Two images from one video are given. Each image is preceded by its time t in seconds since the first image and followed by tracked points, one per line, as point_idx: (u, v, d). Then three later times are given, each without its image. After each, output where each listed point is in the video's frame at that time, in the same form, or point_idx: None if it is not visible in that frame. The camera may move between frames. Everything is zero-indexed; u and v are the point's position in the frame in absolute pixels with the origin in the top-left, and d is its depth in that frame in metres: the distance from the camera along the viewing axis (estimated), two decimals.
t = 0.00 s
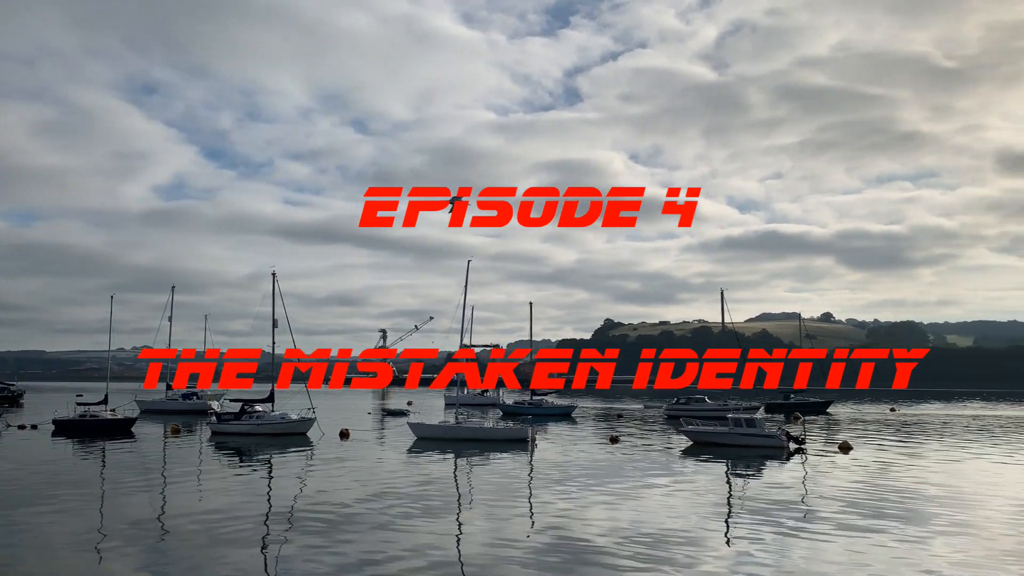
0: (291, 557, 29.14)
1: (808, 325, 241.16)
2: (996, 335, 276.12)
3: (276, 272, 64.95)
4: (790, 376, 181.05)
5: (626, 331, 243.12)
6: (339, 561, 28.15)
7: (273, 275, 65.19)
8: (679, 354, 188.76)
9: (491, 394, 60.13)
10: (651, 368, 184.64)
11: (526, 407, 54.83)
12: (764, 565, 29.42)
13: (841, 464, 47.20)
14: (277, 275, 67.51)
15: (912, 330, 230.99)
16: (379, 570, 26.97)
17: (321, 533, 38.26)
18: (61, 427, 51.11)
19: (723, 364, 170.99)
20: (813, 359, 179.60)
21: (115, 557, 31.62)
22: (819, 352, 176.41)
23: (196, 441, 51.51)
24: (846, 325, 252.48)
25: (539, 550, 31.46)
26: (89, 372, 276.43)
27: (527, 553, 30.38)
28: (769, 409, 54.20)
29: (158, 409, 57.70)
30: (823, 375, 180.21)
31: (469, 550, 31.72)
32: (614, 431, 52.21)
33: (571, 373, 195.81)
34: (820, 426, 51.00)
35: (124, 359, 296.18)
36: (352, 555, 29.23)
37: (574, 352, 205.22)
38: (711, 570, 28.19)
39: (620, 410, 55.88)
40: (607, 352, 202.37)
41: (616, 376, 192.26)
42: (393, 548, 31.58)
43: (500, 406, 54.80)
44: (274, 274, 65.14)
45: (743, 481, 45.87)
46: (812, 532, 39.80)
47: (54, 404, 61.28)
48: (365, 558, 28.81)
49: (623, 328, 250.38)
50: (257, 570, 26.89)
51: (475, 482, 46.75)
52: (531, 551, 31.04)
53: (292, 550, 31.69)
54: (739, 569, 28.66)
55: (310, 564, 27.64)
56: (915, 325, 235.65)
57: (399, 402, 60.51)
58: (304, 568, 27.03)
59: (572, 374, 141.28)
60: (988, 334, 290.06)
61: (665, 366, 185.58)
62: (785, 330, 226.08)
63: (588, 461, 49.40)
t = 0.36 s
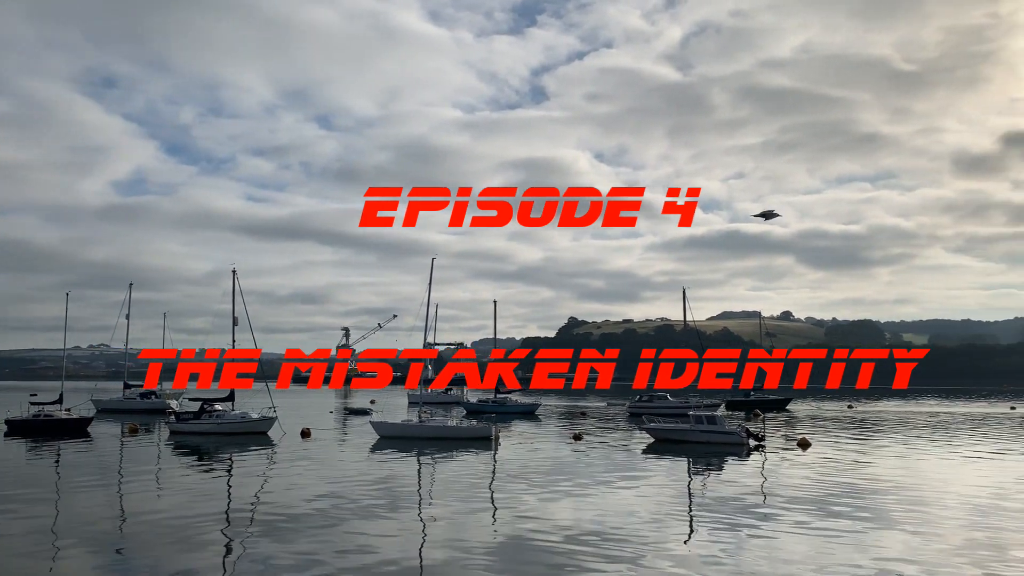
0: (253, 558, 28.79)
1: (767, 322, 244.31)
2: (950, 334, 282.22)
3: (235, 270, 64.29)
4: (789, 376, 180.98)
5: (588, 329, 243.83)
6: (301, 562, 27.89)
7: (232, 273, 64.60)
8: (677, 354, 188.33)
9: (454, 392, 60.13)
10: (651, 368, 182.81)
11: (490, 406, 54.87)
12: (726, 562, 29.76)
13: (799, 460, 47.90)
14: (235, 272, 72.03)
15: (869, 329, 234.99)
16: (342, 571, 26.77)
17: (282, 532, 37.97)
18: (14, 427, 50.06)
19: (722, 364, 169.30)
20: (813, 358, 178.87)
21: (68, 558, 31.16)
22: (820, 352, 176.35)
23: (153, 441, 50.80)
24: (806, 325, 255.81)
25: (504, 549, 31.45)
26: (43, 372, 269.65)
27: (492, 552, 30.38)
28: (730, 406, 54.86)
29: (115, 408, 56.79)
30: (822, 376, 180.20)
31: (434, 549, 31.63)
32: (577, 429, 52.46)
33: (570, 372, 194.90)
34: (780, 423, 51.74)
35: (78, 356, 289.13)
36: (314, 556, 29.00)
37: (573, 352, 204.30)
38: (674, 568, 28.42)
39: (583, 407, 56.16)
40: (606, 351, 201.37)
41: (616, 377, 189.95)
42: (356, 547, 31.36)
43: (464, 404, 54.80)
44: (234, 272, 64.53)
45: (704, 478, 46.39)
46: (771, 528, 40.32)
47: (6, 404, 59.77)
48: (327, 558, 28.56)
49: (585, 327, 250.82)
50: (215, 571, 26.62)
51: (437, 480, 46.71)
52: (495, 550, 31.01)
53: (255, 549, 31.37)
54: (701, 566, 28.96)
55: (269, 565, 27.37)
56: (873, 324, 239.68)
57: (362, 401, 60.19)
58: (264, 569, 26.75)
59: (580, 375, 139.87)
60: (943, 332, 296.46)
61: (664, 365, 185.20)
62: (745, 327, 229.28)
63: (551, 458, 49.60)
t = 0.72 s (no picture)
0: (217, 561, 28.39)
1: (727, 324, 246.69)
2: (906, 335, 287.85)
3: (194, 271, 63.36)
4: (789, 377, 180.41)
5: (550, 331, 243.76)
6: (264, 565, 27.57)
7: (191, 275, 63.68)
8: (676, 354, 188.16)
9: (417, 394, 59.96)
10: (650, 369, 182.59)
11: (453, 408, 54.75)
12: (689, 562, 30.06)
13: (759, 460, 48.53)
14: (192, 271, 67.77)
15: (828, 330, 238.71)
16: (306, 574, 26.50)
17: (243, 535, 37.49)
18: None
19: (721, 364, 169.37)
20: (813, 358, 176.85)
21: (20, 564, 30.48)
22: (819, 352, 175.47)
23: (110, 445, 49.78)
24: (765, 326, 259.58)
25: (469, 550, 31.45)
26: None
27: (459, 553, 30.38)
28: (691, 407, 55.43)
29: (69, 412, 55.51)
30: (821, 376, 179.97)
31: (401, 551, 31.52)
32: (541, 430, 52.56)
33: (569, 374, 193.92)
34: (740, 424, 52.40)
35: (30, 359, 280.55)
36: (277, 559, 28.66)
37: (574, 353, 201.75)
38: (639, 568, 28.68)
39: (547, 409, 56.32)
40: (606, 351, 199.28)
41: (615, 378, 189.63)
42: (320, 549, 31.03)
43: (427, 406, 54.65)
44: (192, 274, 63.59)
45: (666, 478, 46.79)
46: (732, 528, 40.81)
47: None
48: (292, 561, 28.28)
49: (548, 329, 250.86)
50: None
51: (401, 482, 46.50)
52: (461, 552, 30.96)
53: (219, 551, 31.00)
54: (667, 566, 29.19)
55: (231, 569, 26.94)
56: (832, 326, 243.48)
57: (324, 403, 59.68)
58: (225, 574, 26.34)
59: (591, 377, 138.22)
60: (901, 334, 302.41)
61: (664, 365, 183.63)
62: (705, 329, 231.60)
63: (515, 460, 49.68)
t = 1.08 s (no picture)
0: (170, 569, 27.77)
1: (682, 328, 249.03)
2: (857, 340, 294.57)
3: (144, 273, 62.06)
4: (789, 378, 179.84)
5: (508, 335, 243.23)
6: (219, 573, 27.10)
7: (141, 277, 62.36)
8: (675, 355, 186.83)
9: (372, 399, 59.58)
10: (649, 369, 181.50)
11: (410, 412, 54.50)
12: (647, 565, 30.29)
13: (714, 463, 49.21)
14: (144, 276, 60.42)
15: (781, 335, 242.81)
16: None
17: (193, 542, 36.86)
18: None
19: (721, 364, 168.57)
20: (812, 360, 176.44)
21: None
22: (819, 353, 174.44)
23: (56, 451, 48.49)
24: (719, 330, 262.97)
25: (429, 555, 31.28)
26: None
27: (418, 558, 30.17)
28: (647, 410, 55.96)
29: (12, 416, 53.94)
30: (821, 377, 178.73)
31: (359, 556, 31.18)
32: (497, 435, 52.57)
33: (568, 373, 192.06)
34: (694, 427, 53.04)
35: None
36: (228, 566, 28.24)
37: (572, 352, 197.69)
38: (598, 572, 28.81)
39: (504, 413, 56.34)
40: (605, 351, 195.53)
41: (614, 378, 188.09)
42: (275, 555, 30.59)
43: (383, 411, 54.43)
44: (143, 275, 62.27)
45: (622, 481, 47.21)
46: (685, 531, 41.33)
47: None
48: (248, 568, 27.87)
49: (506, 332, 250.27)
50: None
51: (356, 487, 46.16)
52: (420, 557, 30.76)
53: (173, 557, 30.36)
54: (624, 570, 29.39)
55: None
56: (784, 330, 247.92)
57: (277, 408, 58.92)
58: None
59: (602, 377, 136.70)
60: (852, 338, 309.22)
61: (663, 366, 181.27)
62: (660, 333, 233.39)
63: (470, 464, 49.66)
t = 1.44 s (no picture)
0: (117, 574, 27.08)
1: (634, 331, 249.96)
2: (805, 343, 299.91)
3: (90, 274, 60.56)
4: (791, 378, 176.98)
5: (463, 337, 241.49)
6: None
7: (87, 278, 60.96)
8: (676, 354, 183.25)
9: (325, 401, 59.22)
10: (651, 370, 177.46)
11: (363, 415, 54.21)
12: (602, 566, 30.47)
13: (666, 463, 49.79)
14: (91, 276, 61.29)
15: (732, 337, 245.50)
16: None
17: (140, 547, 36.02)
18: None
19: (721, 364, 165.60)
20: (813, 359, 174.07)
21: None
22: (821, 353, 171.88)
23: None
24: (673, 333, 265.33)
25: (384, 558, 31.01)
26: None
27: (372, 562, 29.93)
28: (600, 411, 56.41)
29: None
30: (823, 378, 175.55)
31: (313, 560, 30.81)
32: (451, 437, 52.47)
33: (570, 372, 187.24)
34: (647, 428, 53.54)
35: None
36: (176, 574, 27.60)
37: (573, 352, 191.60)
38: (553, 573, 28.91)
39: (458, 415, 56.26)
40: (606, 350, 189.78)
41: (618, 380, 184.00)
42: (224, 560, 30.00)
43: (336, 413, 54.19)
44: (88, 276, 60.86)
45: (576, 482, 47.45)
46: (637, 531, 41.70)
47: None
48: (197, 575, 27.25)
49: (462, 334, 249.44)
50: None
51: (308, 490, 45.65)
52: (375, 560, 30.50)
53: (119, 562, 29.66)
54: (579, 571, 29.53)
55: None
56: (734, 332, 250.79)
57: (228, 411, 58.06)
58: None
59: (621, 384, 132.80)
60: (802, 340, 314.31)
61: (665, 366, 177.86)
62: (613, 335, 234.20)
63: (424, 466, 49.47)
